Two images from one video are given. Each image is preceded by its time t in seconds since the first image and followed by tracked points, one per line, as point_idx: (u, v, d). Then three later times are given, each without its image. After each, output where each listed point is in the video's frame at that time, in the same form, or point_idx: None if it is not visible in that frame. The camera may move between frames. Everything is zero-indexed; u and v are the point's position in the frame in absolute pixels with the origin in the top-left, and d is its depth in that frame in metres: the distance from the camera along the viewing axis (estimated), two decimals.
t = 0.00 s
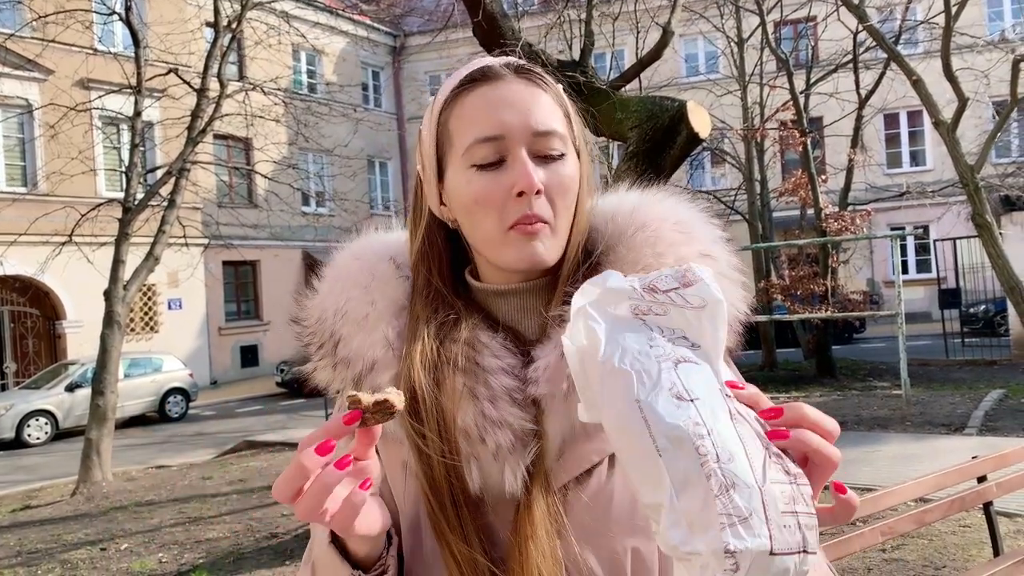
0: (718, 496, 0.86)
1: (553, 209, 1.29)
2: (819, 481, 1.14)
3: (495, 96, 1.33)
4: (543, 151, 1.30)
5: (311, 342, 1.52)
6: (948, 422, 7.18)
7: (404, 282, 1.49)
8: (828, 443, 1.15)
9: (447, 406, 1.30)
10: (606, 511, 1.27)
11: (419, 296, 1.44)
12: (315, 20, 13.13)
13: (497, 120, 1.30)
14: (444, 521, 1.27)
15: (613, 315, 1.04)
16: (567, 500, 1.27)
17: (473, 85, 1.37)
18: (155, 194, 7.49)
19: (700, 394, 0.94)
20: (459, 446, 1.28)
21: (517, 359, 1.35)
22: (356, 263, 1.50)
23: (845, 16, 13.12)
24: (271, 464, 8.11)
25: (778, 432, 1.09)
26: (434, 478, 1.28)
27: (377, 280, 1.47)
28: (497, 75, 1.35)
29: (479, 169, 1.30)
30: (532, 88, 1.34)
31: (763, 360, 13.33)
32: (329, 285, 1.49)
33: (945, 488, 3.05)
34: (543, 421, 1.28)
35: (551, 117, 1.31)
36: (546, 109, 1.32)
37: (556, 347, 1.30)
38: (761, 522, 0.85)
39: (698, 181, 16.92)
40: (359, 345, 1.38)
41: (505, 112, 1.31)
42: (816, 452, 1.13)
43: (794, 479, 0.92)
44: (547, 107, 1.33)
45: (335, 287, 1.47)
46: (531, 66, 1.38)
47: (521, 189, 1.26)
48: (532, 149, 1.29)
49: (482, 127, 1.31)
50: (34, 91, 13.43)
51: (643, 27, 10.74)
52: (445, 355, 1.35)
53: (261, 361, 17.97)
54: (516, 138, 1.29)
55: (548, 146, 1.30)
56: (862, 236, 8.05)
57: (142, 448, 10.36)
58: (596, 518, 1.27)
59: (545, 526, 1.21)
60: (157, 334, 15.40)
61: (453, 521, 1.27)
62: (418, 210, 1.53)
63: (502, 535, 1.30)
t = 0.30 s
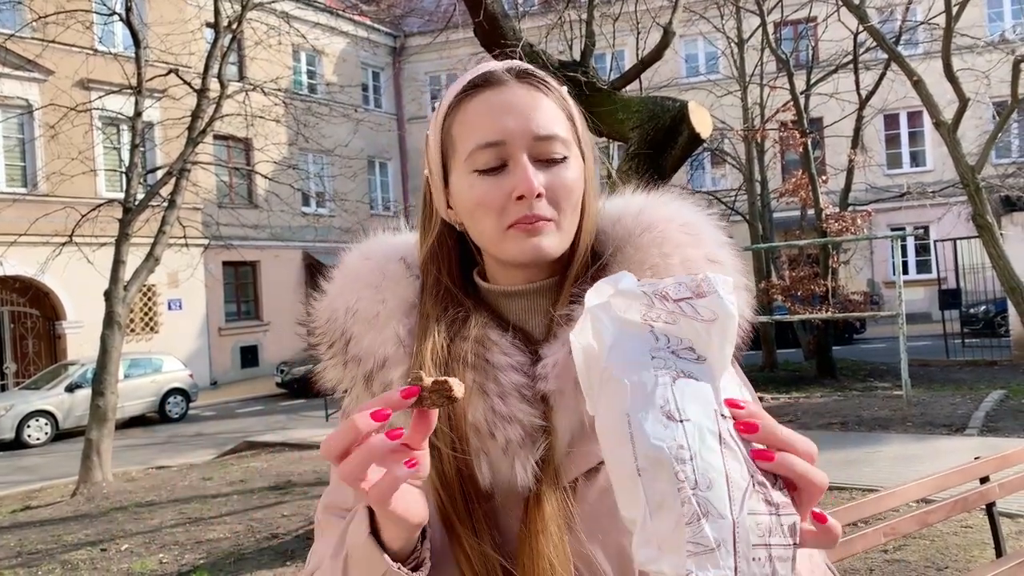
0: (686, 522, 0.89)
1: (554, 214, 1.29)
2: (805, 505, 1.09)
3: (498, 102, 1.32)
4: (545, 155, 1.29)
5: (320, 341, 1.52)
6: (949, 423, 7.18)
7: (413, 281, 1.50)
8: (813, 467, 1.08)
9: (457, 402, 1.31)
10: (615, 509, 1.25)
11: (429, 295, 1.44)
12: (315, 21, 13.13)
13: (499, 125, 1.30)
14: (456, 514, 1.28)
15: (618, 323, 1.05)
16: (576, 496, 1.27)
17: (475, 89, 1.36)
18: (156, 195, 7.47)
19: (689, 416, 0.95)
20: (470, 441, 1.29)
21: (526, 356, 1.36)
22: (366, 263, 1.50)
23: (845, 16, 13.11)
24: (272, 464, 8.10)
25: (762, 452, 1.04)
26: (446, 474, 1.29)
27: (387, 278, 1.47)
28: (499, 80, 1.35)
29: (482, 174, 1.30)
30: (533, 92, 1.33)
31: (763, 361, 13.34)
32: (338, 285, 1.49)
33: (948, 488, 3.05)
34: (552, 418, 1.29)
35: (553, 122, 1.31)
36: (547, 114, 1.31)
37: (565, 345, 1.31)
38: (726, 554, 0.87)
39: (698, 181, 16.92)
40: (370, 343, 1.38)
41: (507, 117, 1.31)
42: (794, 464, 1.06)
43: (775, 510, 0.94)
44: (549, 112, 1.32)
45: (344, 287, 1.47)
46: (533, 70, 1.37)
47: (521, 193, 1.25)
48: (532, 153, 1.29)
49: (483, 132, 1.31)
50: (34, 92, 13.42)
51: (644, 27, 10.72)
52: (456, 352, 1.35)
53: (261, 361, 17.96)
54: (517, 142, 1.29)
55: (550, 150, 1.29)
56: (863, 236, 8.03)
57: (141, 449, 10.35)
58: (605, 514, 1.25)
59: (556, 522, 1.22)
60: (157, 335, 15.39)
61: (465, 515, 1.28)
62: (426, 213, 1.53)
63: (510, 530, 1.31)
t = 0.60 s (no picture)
0: (687, 541, 0.94)
1: (538, 216, 1.29)
2: (807, 516, 1.10)
3: (495, 97, 1.31)
4: (535, 156, 1.29)
5: (329, 337, 1.51)
6: (951, 422, 7.17)
7: (424, 277, 1.49)
8: (816, 478, 1.10)
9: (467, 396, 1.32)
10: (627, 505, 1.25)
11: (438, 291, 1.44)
12: (315, 19, 13.10)
13: (488, 124, 1.30)
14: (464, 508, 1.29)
15: (620, 333, 1.10)
16: (587, 494, 1.27)
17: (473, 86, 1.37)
18: (156, 194, 7.45)
19: (691, 433, 1.00)
20: (478, 435, 1.30)
21: (536, 354, 1.38)
22: (376, 259, 1.50)
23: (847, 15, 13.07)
24: (273, 463, 8.10)
25: (763, 464, 1.06)
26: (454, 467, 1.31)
27: (397, 275, 1.47)
28: (497, 80, 1.33)
29: (472, 175, 1.32)
30: (528, 92, 1.32)
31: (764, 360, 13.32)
32: (348, 283, 1.49)
33: (952, 487, 3.04)
34: (562, 417, 1.31)
35: (546, 122, 1.30)
36: (540, 115, 1.30)
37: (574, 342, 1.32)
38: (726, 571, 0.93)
39: (699, 180, 16.89)
40: (381, 338, 1.38)
41: (500, 117, 1.30)
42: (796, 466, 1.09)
43: (776, 525, 1.01)
44: (543, 113, 1.31)
45: (355, 283, 1.47)
46: (533, 68, 1.34)
47: (502, 195, 1.27)
48: (519, 155, 1.29)
49: (475, 130, 1.31)
50: (35, 90, 13.40)
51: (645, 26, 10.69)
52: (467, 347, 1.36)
53: (261, 360, 17.95)
54: (503, 144, 1.30)
55: (540, 152, 1.29)
56: (864, 236, 8.02)
57: (142, 448, 10.34)
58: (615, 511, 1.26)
59: (565, 519, 1.23)
60: (157, 334, 15.38)
61: (478, 512, 1.28)
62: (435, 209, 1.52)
63: (520, 525, 1.31)
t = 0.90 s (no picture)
0: None
1: (569, 208, 1.31)
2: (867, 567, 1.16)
3: (513, 94, 1.34)
4: (559, 147, 1.32)
5: (333, 341, 1.52)
6: (952, 422, 7.16)
7: (430, 278, 1.50)
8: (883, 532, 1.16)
9: (477, 401, 1.30)
10: (639, 509, 1.25)
11: (446, 294, 1.45)
12: (314, 19, 13.08)
13: (514, 118, 1.32)
14: (473, 517, 1.28)
15: (711, 364, 1.13)
16: (600, 499, 1.27)
17: (489, 83, 1.38)
18: (156, 194, 7.43)
19: (774, 481, 1.02)
20: (488, 442, 1.29)
21: (545, 357, 1.37)
22: (381, 260, 1.50)
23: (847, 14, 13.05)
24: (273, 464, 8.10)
25: (836, 515, 1.14)
26: (463, 474, 1.29)
27: (403, 275, 1.47)
28: (516, 74, 1.36)
29: (497, 166, 1.33)
30: (551, 85, 1.35)
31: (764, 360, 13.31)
32: (353, 284, 1.49)
33: (954, 487, 3.04)
34: (573, 421, 1.30)
35: (569, 116, 1.33)
36: (563, 108, 1.33)
37: (588, 346, 1.31)
38: None
39: (700, 180, 16.87)
40: (387, 343, 1.38)
41: (522, 109, 1.33)
42: (859, 518, 1.16)
43: None
44: (567, 106, 1.34)
45: (360, 285, 1.47)
46: (551, 63, 1.39)
47: (533, 188, 1.28)
48: (547, 146, 1.32)
49: (498, 123, 1.33)
50: (35, 91, 13.39)
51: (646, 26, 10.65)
52: (475, 352, 1.36)
53: (262, 360, 17.95)
54: (531, 135, 1.31)
55: (565, 142, 1.32)
56: (865, 235, 8.00)
57: (142, 448, 10.34)
58: (630, 516, 1.25)
59: (578, 526, 1.22)
60: (157, 334, 15.36)
61: (484, 519, 1.28)
62: (444, 208, 1.55)
63: (532, 530, 1.30)
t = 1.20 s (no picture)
0: None
1: (575, 211, 1.31)
2: None
3: (514, 96, 1.34)
4: (562, 149, 1.32)
5: (330, 347, 1.56)
6: (952, 423, 7.16)
7: (425, 283, 1.53)
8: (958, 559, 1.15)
9: (469, 409, 1.33)
10: (635, 518, 1.23)
11: (442, 300, 1.48)
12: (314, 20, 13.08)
13: (517, 122, 1.32)
14: (467, 528, 1.28)
15: (815, 383, 1.12)
16: (596, 506, 1.26)
17: (490, 84, 1.38)
18: (156, 196, 7.42)
19: (862, 517, 1.04)
20: (481, 451, 1.30)
21: (539, 363, 1.39)
22: (378, 264, 1.55)
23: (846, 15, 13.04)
24: (273, 465, 8.10)
25: (912, 556, 1.12)
26: (458, 483, 1.30)
27: (398, 281, 1.51)
28: (517, 73, 1.36)
29: (501, 168, 1.33)
30: (552, 86, 1.36)
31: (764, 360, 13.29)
32: (350, 289, 1.53)
33: (955, 488, 3.04)
34: (568, 428, 1.30)
35: (570, 115, 1.33)
36: (565, 107, 1.33)
37: (584, 352, 1.33)
38: None
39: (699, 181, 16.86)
40: (381, 350, 1.42)
41: (523, 110, 1.33)
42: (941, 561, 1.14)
43: None
44: (569, 106, 1.34)
45: (357, 290, 1.51)
46: (552, 62, 1.39)
47: (537, 193, 1.28)
48: (549, 148, 1.32)
49: (501, 125, 1.33)
50: (34, 92, 13.40)
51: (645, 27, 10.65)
52: (468, 358, 1.39)
53: (261, 362, 17.94)
54: (533, 137, 1.32)
55: (567, 143, 1.32)
56: (865, 236, 7.99)
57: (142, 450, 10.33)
58: (625, 526, 1.23)
59: (572, 534, 1.21)
60: (157, 336, 15.36)
61: (479, 527, 1.28)
62: (442, 210, 1.57)
63: (527, 539, 1.31)
